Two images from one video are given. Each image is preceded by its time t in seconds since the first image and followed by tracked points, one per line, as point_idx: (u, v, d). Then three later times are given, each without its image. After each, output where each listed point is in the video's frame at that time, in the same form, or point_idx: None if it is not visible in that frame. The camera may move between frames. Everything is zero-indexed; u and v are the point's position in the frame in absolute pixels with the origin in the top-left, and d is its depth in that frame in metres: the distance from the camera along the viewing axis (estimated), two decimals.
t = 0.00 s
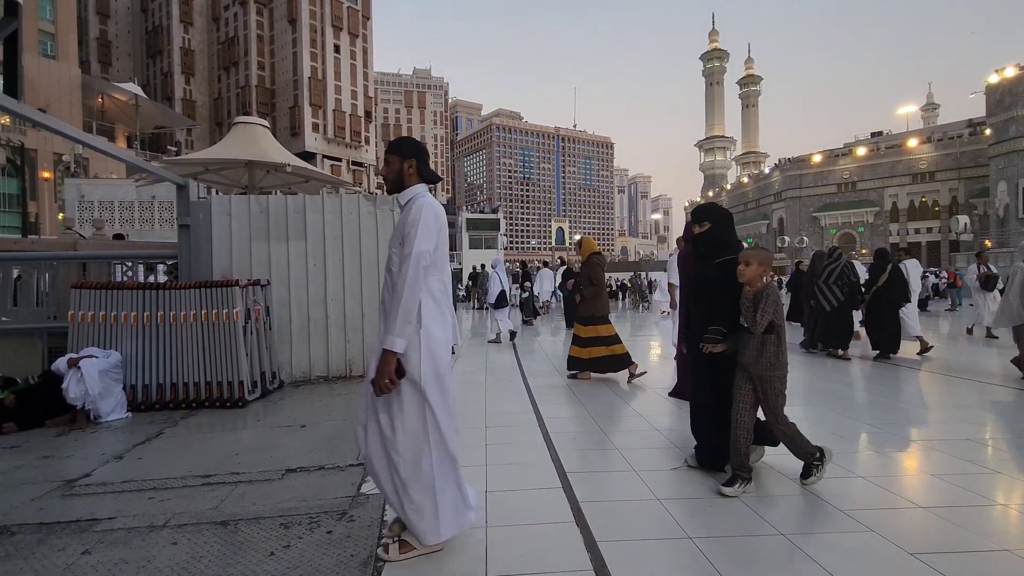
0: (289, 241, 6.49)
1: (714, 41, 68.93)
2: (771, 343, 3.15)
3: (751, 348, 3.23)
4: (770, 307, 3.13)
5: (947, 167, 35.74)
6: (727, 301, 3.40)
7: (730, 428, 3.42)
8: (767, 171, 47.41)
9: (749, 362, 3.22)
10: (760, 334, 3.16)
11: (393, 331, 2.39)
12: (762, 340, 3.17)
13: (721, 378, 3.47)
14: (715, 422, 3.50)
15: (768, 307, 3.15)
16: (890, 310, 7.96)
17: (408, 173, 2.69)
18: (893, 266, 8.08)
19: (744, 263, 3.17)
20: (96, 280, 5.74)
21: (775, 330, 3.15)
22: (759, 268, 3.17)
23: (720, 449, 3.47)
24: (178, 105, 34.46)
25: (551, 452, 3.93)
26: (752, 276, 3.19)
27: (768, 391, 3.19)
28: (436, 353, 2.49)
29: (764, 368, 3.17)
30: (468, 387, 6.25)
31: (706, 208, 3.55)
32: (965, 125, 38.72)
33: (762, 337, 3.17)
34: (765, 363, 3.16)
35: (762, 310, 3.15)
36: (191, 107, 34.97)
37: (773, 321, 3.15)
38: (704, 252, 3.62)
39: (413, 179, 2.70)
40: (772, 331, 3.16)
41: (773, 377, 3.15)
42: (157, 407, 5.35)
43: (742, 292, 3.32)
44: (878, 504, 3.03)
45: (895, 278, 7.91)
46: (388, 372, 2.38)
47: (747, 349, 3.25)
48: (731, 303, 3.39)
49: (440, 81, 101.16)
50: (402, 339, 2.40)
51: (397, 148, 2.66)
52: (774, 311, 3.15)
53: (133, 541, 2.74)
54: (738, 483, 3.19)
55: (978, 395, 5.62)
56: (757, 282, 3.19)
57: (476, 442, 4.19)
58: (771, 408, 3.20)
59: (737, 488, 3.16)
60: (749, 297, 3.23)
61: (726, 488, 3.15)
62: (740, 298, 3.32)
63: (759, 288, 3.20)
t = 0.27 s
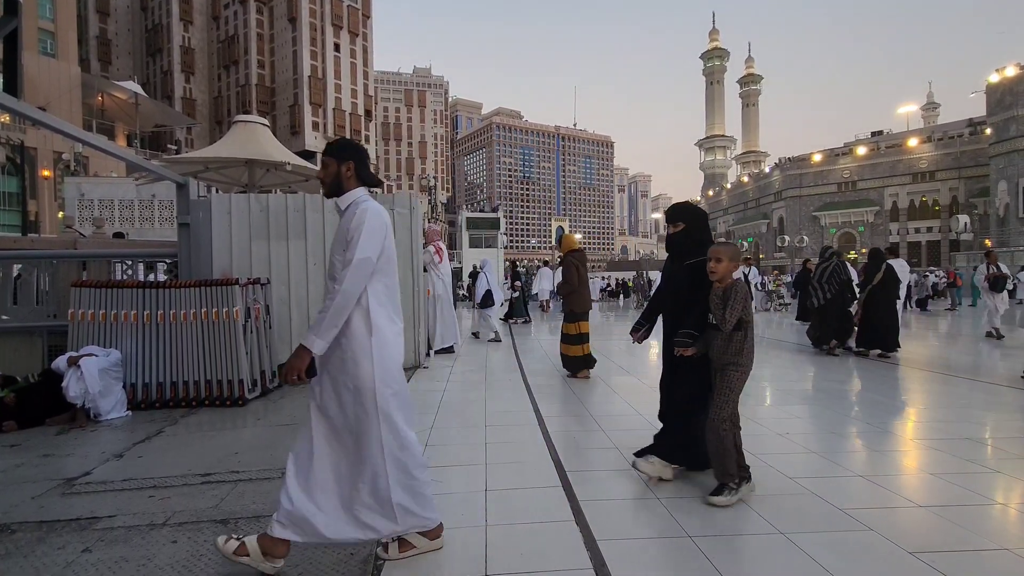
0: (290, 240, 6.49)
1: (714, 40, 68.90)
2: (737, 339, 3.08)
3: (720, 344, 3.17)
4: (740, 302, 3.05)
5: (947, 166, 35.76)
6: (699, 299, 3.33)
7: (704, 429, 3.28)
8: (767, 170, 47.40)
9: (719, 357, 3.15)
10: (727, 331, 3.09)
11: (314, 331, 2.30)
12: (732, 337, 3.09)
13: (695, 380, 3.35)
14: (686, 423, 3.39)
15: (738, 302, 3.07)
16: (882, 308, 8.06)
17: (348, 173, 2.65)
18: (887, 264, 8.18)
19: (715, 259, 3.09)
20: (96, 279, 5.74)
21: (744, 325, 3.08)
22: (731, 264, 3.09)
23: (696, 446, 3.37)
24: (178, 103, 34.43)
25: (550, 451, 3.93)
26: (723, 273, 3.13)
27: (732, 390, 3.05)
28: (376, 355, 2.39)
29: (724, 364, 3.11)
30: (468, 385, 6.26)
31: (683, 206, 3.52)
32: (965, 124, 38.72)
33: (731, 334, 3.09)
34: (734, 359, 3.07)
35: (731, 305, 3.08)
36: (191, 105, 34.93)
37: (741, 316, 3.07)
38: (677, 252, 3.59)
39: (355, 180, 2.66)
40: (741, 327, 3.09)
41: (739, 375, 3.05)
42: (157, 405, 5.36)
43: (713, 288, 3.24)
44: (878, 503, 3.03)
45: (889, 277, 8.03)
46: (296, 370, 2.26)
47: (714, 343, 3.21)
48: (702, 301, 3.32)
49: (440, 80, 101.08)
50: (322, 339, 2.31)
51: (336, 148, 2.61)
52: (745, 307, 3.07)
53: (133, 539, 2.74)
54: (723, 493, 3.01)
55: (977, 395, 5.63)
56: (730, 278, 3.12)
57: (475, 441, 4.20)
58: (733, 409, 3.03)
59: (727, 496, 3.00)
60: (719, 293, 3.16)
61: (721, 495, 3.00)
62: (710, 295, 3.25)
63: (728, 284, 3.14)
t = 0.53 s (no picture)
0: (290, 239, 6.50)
1: (714, 38, 68.83)
2: (702, 346, 3.02)
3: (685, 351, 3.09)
4: (701, 308, 2.98)
5: (947, 165, 35.74)
6: (662, 301, 3.23)
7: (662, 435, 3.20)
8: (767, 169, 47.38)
9: (684, 363, 3.07)
10: (689, 338, 3.01)
11: (276, 337, 2.20)
12: (696, 344, 3.02)
13: (661, 390, 3.24)
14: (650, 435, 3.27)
15: (701, 309, 2.99)
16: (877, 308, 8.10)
17: (268, 170, 2.53)
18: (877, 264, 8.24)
19: (679, 262, 2.97)
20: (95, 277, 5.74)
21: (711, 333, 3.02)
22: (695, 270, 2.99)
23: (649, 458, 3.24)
24: (178, 102, 34.43)
25: (550, 449, 3.95)
26: (688, 277, 3.00)
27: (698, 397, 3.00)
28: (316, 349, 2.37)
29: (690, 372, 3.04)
30: (468, 384, 6.26)
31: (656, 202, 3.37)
32: (965, 123, 38.68)
33: (695, 340, 3.02)
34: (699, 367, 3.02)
35: (692, 311, 3.00)
36: (191, 104, 34.93)
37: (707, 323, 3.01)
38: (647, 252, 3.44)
39: (276, 176, 2.54)
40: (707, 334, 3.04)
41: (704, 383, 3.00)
42: (157, 404, 5.35)
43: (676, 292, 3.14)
44: (878, 501, 3.03)
45: (880, 276, 8.11)
46: (274, 379, 2.18)
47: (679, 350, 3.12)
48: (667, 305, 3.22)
49: (440, 79, 100.95)
50: (284, 342, 2.22)
51: (252, 145, 2.49)
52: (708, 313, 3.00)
53: (134, 537, 2.74)
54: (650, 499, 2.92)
55: (977, 393, 5.64)
56: (693, 282, 3.02)
57: (476, 439, 4.20)
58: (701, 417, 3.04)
59: (649, 501, 2.91)
60: (681, 298, 3.05)
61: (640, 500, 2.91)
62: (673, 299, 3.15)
63: (692, 289, 3.02)
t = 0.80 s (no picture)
0: (289, 236, 6.48)
1: (714, 36, 68.72)
2: (662, 340, 2.96)
3: (648, 344, 3.04)
4: (660, 299, 2.95)
5: (947, 163, 35.72)
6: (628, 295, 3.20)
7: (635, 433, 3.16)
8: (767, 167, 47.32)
9: (648, 358, 3.01)
10: (650, 331, 2.97)
11: (246, 335, 2.19)
12: (657, 337, 2.97)
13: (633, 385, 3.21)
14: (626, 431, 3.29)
15: (662, 301, 2.96)
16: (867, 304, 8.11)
17: (199, 161, 2.45)
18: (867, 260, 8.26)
19: (645, 252, 2.95)
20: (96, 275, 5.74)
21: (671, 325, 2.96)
22: (659, 259, 2.96)
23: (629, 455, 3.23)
24: (177, 100, 34.38)
25: (550, 446, 3.95)
26: (653, 268, 2.98)
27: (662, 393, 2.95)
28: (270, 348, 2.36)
29: (651, 366, 2.99)
30: (468, 382, 6.26)
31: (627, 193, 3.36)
32: (966, 121, 38.63)
33: (655, 334, 2.97)
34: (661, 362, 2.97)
35: (652, 303, 2.97)
36: (190, 101, 34.88)
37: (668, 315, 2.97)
38: (620, 245, 3.43)
39: (207, 168, 2.47)
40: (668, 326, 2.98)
41: (664, 379, 2.95)
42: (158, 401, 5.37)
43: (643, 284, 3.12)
44: (878, 498, 3.04)
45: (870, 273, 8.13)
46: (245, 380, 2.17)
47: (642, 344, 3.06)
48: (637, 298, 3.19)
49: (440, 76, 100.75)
50: (254, 340, 2.22)
51: (178, 135, 2.40)
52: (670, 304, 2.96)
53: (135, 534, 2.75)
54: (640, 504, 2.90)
55: (977, 390, 5.64)
56: (655, 273, 2.99)
57: (477, 436, 4.21)
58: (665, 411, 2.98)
59: (648, 501, 2.90)
60: (645, 289, 3.02)
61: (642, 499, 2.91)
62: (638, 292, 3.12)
63: (654, 280, 2.99)
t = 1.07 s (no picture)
0: (289, 233, 6.48)
1: (715, 33, 68.57)
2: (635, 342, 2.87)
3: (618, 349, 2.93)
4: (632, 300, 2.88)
5: (948, 161, 35.66)
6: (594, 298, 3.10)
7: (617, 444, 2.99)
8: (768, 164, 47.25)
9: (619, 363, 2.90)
10: (623, 335, 2.87)
11: (143, 353, 2.01)
12: (628, 340, 2.87)
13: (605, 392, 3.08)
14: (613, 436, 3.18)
15: (635, 302, 2.89)
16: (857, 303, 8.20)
17: (103, 155, 2.24)
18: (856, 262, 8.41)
19: (612, 253, 2.88)
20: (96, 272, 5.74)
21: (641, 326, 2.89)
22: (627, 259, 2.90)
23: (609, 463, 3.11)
24: (177, 97, 34.33)
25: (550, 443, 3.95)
26: (620, 269, 2.90)
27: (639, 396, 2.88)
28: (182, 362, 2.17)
29: (626, 371, 2.88)
30: (468, 379, 6.26)
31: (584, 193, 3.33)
32: (968, 119, 38.55)
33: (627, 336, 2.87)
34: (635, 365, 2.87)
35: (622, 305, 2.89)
36: (190, 98, 34.83)
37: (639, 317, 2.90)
38: (583, 245, 3.37)
39: (116, 162, 2.27)
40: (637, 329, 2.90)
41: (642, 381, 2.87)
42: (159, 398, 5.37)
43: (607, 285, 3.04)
44: (878, 496, 3.05)
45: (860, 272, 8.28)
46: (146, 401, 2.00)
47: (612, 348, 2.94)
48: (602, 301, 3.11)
49: (440, 73, 100.56)
50: (156, 357, 2.04)
51: (79, 129, 2.20)
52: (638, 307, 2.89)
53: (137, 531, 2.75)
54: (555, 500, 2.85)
55: (977, 388, 5.63)
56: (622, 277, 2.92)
57: (477, 434, 4.21)
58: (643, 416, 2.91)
59: (566, 498, 2.84)
60: (614, 292, 2.95)
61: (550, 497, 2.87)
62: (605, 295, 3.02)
63: (624, 282, 2.92)
